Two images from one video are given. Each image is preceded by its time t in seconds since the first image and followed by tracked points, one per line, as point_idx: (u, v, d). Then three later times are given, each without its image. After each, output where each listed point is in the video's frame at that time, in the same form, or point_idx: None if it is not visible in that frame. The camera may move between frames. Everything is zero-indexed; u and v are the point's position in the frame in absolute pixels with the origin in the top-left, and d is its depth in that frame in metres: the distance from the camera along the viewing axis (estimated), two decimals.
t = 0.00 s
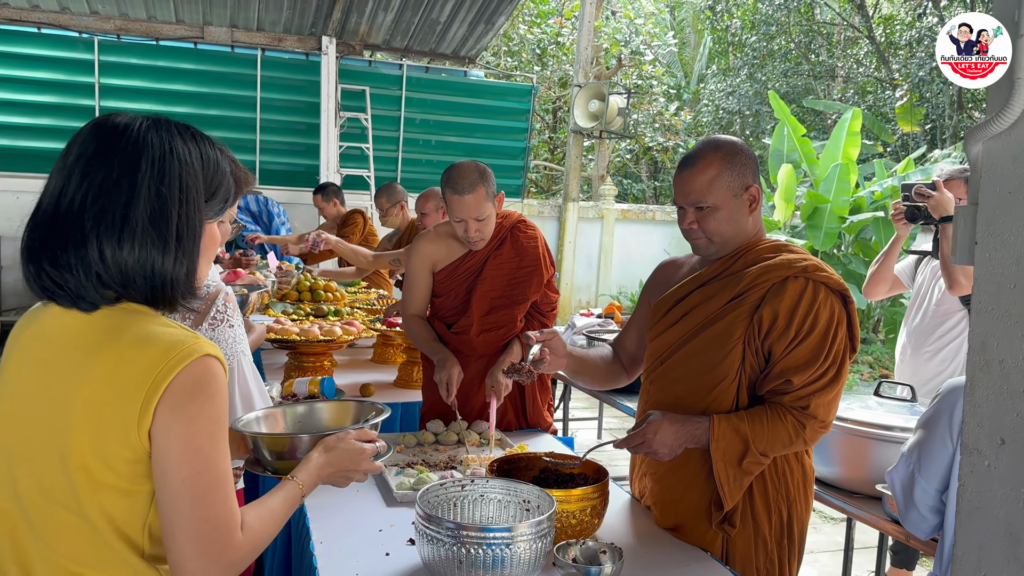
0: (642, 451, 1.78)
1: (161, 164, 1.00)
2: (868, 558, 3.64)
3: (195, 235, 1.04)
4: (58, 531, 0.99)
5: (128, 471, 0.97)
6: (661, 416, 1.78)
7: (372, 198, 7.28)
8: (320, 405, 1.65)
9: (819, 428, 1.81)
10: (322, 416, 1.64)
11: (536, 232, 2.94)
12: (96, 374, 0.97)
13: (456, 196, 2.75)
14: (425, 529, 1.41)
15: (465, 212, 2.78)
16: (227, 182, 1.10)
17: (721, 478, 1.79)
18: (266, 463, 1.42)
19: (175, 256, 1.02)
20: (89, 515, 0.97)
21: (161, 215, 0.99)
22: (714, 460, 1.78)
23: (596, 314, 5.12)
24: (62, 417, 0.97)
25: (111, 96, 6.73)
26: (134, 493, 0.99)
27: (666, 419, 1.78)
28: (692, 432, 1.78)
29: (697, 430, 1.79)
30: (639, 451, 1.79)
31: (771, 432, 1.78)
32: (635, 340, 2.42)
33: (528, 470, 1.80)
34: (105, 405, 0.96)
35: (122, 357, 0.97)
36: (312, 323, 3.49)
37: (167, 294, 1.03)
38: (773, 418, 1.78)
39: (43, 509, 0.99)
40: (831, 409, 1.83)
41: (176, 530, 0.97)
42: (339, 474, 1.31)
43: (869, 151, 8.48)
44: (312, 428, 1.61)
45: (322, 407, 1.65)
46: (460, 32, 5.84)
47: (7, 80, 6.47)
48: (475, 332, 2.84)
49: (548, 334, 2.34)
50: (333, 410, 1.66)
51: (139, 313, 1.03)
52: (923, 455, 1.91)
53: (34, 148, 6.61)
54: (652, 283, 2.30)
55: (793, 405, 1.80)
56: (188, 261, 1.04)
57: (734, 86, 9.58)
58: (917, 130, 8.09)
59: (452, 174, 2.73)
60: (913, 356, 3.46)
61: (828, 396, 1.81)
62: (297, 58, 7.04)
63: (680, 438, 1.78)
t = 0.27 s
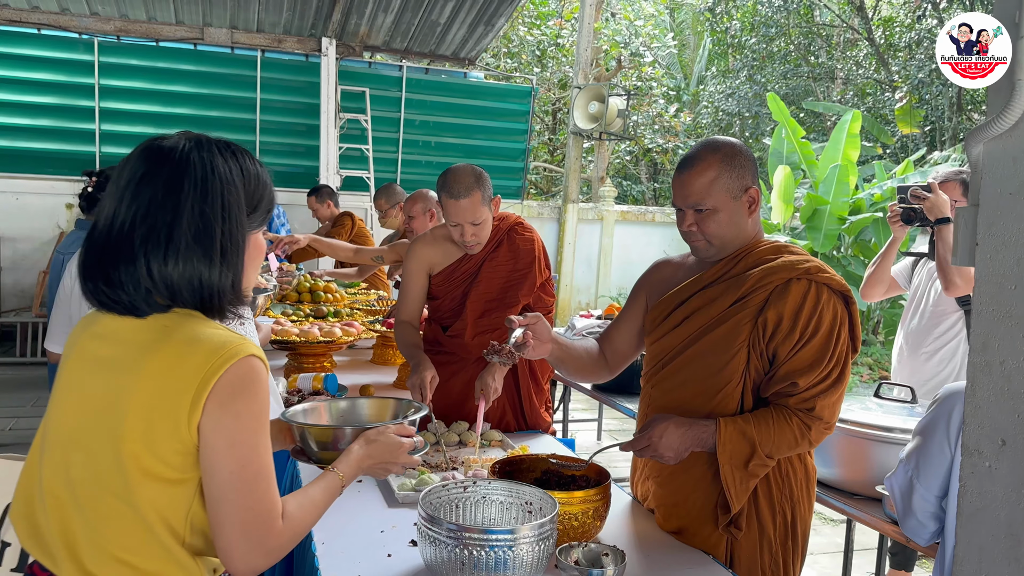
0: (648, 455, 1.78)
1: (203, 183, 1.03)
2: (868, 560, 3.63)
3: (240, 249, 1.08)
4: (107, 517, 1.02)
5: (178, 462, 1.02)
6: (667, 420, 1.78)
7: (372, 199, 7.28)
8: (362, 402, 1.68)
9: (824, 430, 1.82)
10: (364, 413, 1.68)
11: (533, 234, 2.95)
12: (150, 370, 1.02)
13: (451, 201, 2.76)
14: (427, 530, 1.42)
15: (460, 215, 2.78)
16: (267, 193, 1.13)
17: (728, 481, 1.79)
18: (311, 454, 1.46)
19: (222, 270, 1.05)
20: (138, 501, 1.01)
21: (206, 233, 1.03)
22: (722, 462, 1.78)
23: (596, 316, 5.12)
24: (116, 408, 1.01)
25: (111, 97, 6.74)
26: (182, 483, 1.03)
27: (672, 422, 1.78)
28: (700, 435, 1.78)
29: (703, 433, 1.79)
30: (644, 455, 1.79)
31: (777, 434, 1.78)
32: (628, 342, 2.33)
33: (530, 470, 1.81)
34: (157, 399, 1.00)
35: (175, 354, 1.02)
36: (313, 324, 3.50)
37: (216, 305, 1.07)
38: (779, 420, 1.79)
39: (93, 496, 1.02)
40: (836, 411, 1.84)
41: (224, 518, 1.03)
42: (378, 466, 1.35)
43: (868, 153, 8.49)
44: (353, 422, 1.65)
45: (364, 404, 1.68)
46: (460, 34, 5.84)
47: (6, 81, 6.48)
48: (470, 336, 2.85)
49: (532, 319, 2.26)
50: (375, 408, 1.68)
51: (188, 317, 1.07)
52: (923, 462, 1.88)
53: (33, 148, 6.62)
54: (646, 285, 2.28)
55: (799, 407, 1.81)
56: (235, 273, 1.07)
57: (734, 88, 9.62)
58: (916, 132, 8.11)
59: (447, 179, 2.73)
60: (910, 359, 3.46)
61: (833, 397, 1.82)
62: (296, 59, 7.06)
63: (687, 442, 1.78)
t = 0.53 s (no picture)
0: (658, 460, 1.78)
1: (261, 196, 1.05)
2: (869, 562, 3.63)
3: (302, 256, 1.10)
4: (175, 501, 1.06)
5: (244, 451, 1.05)
6: (675, 424, 1.78)
7: (372, 200, 7.27)
8: (408, 403, 1.91)
9: (832, 430, 1.83)
10: (410, 413, 1.91)
11: (529, 236, 2.94)
12: (221, 363, 1.05)
13: (447, 205, 2.75)
14: (429, 532, 1.41)
15: (457, 219, 2.78)
16: (327, 198, 1.14)
17: (739, 483, 1.79)
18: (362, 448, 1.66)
19: (284, 277, 1.07)
20: (204, 487, 1.04)
21: (266, 243, 1.05)
22: (732, 465, 1.78)
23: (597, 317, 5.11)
24: (188, 397, 1.05)
25: (111, 98, 6.75)
26: (246, 472, 1.06)
27: (681, 427, 1.77)
28: (709, 439, 1.78)
29: (714, 437, 1.78)
30: (655, 460, 1.78)
31: (786, 435, 1.79)
32: (613, 340, 2.30)
33: (530, 471, 1.81)
34: (228, 391, 1.04)
35: (244, 349, 1.06)
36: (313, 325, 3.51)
37: (280, 309, 1.10)
38: (788, 422, 1.79)
39: (162, 480, 1.06)
40: (843, 411, 1.85)
41: (283, 509, 1.06)
42: (423, 464, 1.41)
43: (869, 154, 8.49)
44: (400, 420, 1.88)
45: (409, 405, 1.91)
46: (460, 35, 5.85)
47: (7, 82, 6.49)
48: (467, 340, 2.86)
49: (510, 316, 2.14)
50: (419, 408, 1.92)
51: (255, 318, 1.11)
52: (928, 466, 1.77)
53: (34, 149, 6.64)
54: (642, 282, 2.26)
55: (807, 408, 1.82)
56: (297, 279, 1.09)
57: (734, 89, 9.63)
58: (916, 133, 8.11)
59: (443, 182, 2.73)
60: (909, 360, 3.46)
61: (840, 397, 1.83)
62: (297, 60, 7.06)
63: (697, 446, 1.77)
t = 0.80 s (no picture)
0: (665, 462, 1.77)
1: (317, 203, 1.17)
2: (869, 562, 3.63)
3: (345, 265, 1.21)
4: (212, 492, 1.16)
5: (282, 444, 1.16)
6: (681, 427, 1.77)
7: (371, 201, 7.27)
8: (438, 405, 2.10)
9: (836, 431, 1.84)
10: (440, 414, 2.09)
11: (526, 237, 2.95)
12: (262, 362, 1.16)
13: (443, 206, 2.74)
14: (431, 533, 1.41)
15: (452, 223, 2.77)
16: (370, 213, 1.26)
17: (745, 486, 1.79)
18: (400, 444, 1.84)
19: (328, 279, 1.19)
20: (241, 479, 1.15)
21: (316, 245, 1.16)
22: (739, 467, 1.79)
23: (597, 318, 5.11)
24: (230, 394, 1.16)
25: (111, 99, 6.75)
26: (280, 467, 1.16)
27: (688, 430, 1.76)
28: (716, 442, 1.77)
29: (720, 440, 1.78)
30: (661, 462, 1.78)
31: (792, 437, 1.79)
32: (606, 339, 2.29)
33: (531, 472, 1.81)
34: (268, 387, 1.15)
35: (283, 350, 1.16)
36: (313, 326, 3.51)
37: (320, 309, 1.20)
38: (793, 423, 1.80)
39: (203, 472, 1.17)
40: (846, 412, 1.85)
41: (319, 500, 1.16)
42: (455, 463, 1.49)
43: (869, 155, 8.50)
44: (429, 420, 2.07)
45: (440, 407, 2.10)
46: (460, 35, 5.85)
47: (8, 83, 6.49)
48: (464, 343, 2.87)
49: (501, 350, 2.13)
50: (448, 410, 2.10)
51: (293, 319, 1.21)
52: (945, 466, 1.74)
53: (34, 150, 6.64)
54: (640, 282, 2.25)
55: (812, 409, 1.82)
56: (338, 283, 1.20)
57: (734, 89, 9.63)
58: (916, 134, 8.10)
59: (440, 183, 2.73)
60: (908, 361, 3.46)
61: (845, 398, 1.83)
62: (297, 61, 7.03)
63: (704, 449, 1.77)
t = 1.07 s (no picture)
0: (666, 465, 1.77)
1: (347, 208, 1.22)
2: (869, 563, 3.63)
3: (368, 271, 1.25)
4: (222, 488, 1.17)
5: (292, 444, 1.16)
6: (681, 429, 1.77)
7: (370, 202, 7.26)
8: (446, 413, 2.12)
9: (835, 432, 1.84)
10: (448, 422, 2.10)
11: (526, 238, 2.94)
12: (275, 360, 1.17)
13: (439, 208, 2.72)
14: (431, 534, 1.41)
15: (450, 225, 2.76)
16: (393, 224, 1.31)
17: (745, 487, 1.79)
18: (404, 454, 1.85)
19: (351, 283, 1.22)
20: (251, 476, 1.15)
21: (343, 249, 1.21)
22: (739, 468, 1.78)
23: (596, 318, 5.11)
24: (243, 391, 1.17)
25: (110, 100, 6.74)
26: (290, 464, 1.17)
27: (688, 432, 1.76)
28: (716, 445, 1.77)
29: (721, 443, 1.77)
30: (662, 465, 1.78)
31: (792, 439, 1.79)
32: (601, 341, 2.31)
33: (531, 473, 1.81)
34: (280, 385, 1.15)
35: (297, 349, 1.18)
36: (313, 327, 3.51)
37: (337, 312, 1.23)
38: (793, 424, 1.80)
39: (214, 468, 1.17)
40: (846, 413, 1.85)
41: (327, 500, 1.16)
42: (462, 469, 1.50)
43: (868, 155, 8.51)
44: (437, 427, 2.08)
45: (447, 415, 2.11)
46: (459, 36, 5.84)
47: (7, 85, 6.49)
48: (464, 343, 2.86)
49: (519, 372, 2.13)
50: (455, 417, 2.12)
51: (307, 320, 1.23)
52: (954, 463, 1.74)
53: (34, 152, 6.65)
54: (638, 283, 2.25)
55: (812, 410, 1.82)
56: (359, 288, 1.24)
57: (733, 90, 9.63)
58: (915, 134, 8.11)
59: (435, 185, 2.70)
60: (906, 361, 3.46)
61: (844, 399, 1.83)
62: (295, 62, 6.90)
63: (705, 452, 1.77)
